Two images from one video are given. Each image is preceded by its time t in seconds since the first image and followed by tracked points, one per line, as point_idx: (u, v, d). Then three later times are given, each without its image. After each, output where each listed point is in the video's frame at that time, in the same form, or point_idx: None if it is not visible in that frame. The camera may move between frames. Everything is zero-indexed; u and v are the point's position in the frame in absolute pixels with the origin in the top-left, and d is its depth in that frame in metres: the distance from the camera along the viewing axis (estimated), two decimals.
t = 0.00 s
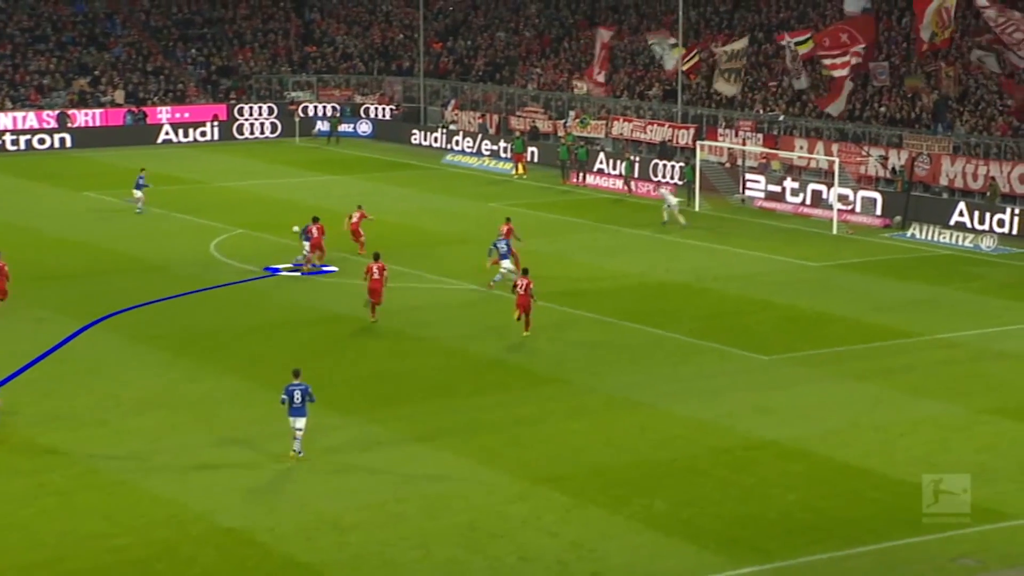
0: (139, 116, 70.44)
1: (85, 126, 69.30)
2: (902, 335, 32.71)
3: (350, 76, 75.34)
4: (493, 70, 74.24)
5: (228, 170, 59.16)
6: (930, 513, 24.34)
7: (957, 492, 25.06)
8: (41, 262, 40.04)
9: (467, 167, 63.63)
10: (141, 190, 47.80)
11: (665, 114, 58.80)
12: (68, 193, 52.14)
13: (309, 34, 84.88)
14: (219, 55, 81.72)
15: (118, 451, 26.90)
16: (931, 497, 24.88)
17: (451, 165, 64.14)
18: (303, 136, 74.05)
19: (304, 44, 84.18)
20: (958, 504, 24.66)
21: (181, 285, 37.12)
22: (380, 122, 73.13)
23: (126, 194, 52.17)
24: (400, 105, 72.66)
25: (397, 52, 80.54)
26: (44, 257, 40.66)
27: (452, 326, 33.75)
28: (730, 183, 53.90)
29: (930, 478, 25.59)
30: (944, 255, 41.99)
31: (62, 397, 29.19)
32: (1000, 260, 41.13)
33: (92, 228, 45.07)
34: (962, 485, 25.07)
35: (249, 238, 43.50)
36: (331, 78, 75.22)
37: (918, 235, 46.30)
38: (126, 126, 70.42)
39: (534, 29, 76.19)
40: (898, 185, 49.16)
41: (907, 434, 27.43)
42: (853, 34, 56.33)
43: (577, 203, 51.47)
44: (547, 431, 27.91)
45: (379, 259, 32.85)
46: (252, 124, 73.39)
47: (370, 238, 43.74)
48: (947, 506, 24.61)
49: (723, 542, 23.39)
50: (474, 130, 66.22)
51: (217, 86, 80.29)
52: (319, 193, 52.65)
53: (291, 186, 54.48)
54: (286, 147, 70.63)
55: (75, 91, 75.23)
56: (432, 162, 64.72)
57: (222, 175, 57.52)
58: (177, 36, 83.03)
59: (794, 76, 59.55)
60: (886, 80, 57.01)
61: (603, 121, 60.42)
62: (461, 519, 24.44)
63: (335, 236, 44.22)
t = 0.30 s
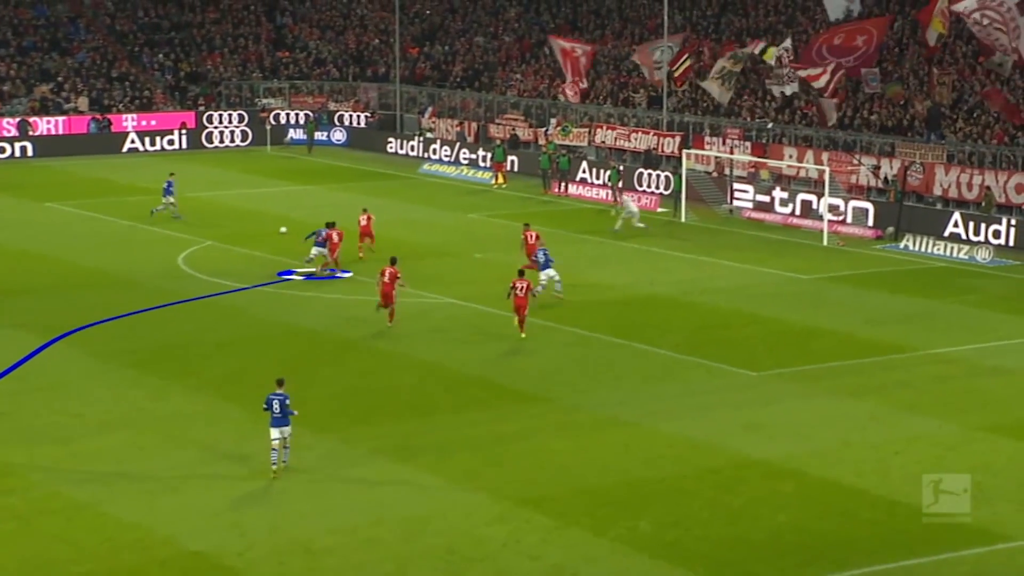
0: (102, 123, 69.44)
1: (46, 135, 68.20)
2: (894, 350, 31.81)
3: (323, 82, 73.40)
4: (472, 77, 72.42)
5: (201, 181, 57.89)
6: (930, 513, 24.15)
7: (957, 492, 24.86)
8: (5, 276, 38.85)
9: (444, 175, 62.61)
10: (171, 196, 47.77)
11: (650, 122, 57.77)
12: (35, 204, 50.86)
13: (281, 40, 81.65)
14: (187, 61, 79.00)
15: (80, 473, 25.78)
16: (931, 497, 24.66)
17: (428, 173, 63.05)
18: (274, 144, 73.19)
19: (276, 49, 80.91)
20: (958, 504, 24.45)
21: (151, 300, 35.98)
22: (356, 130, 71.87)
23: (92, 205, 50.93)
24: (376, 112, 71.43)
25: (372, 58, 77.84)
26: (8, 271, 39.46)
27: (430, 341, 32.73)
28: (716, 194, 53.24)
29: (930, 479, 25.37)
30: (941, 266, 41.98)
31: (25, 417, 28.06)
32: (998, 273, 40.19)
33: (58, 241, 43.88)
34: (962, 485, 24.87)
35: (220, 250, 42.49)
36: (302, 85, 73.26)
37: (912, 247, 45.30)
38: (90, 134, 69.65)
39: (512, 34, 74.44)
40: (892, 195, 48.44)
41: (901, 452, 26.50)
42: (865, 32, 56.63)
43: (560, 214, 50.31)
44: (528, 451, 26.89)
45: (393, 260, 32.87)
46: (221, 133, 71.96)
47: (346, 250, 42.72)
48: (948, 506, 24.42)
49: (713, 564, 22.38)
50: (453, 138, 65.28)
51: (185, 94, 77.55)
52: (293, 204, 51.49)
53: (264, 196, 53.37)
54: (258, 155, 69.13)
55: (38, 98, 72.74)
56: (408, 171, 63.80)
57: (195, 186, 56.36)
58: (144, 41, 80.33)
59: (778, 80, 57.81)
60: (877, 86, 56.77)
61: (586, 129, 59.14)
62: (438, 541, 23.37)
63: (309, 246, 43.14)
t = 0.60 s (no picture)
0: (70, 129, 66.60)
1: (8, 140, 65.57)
2: (891, 365, 30.82)
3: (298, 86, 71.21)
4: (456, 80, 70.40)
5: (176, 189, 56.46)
6: (930, 513, 23.85)
7: (957, 492, 24.55)
8: None
9: (426, 184, 61.34)
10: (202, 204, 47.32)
11: (639, 127, 56.78)
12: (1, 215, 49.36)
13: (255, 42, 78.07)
14: (158, 64, 75.62)
15: (44, 496, 24.59)
16: (931, 497, 24.37)
17: (409, 182, 61.89)
18: (248, 151, 70.90)
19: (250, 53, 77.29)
20: (958, 504, 24.16)
21: (124, 314, 34.82)
22: (333, 136, 69.67)
23: (59, 215, 49.48)
24: (353, 117, 69.08)
25: (349, 61, 75.17)
26: None
27: (410, 356, 31.64)
28: (708, 203, 51.51)
29: (931, 479, 25.06)
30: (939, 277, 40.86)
31: None
32: (999, 283, 39.31)
33: (25, 253, 42.55)
34: (962, 485, 24.56)
35: (189, 261, 41.26)
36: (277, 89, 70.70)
37: (911, 256, 44.88)
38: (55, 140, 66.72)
39: (498, 36, 73.56)
40: (889, 204, 47.16)
41: (899, 470, 25.50)
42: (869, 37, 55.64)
43: (547, 224, 49.05)
44: (513, 470, 25.81)
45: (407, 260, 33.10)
46: (193, 138, 69.94)
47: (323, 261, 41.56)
48: (948, 506, 24.09)
49: None
50: (434, 144, 63.93)
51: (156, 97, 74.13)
52: (269, 213, 50.20)
53: (239, 206, 52.04)
54: (233, 163, 67.28)
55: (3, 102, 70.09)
56: (389, 179, 62.62)
57: (167, 194, 54.90)
58: (111, 43, 76.13)
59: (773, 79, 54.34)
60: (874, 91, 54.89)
61: (573, 135, 58.20)
62: (419, 564, 22.25)
63: (284, 258, 41.94)
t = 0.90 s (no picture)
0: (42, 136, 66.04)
1: None
2: (898, 381, 29.81)
3: (282, 91, 70.37)
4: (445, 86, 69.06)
5: (160, 199, 55.40)
6: (931, 513, 23.60)
7: (957, 492, 24.36)
8: None
9: (414, 193, 60.54)
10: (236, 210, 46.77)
11: (636, 135, 55.79)
12: None
13: (236, 46, 76.97)
14: (135, 68, 74.39)
15: (13, 518, 23.45)
16: (931, 496, 24.15)
17: (396, 191, 60.88)
18: (230, 159, 69.65)
19: (231, 56, 76.17)
20: (958, 501, 23.99)
21: (106, 329, 33.77)
22: (318, 143, 68.61)
23: (37, 226, 48.40)
24: (339, 124, 68.06)
25: (335, 65, 73.76)
26: None
27: (397, 373, 30.57)
28: (706, 212, 50.38)
29: (930, 479, 24.86)
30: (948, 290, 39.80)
31: None
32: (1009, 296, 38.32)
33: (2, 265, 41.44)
34: (961, 485, 24.38)
35: (170, 274, 40.22)
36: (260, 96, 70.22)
37: (919, 268, 43.99)
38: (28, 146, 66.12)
39: (490, 39, 72.43)
40: (897, 213, 46.52)
41: (907, 491, 24.45)
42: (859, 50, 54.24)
43: (539, 235, 48.04)
44: (505, 490, 24.73)
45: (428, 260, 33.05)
46: (174, 146, 68.65)
47: (309, 273, 40.52)
48: (948, 506, 23.86)
49: None
50: (423, 152, 63.01)
51: (134, 103, 72.67)
52: (254, 224, 49.12)
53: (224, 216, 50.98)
54: (216, 171, 66.15)
55: None
56: (376, 187, 61.67)
57: (149, 204, 53.84)
58: (87, 46, 75.31)
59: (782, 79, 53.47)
60: (879, 96, 54.09)
61: (567, 142, 57.10)
62: None
63: (269, 270, 40.88)
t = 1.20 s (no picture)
0: (25, 145, 64.86)
1: None
2: (911, 398, 28.90)
3: (273, 98, 69.44)
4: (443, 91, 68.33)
5: (150, 209, 54.54)
6: (930, 513, 23.45)
7: (957, 492, 24.23)
8: None
9: (410, 203, 59.82)
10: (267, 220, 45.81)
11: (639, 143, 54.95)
12: None
13: (226, 51, 76.48)
14: (121, 74, 73.19)
15: None
16: (930, 496, 24.02)
17: (392, 202, 60.01)
18: (221, 168, 68.78)
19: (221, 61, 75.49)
20: (959, 501, 23.86)
21: (95, 344, 32.87)
22: (310, 150, 67.68)
23: (24, 237, 47.56)
24: (333, 131, 67.13)
25: (329, 71, 72.84)
26: None
27: (393, 389, 29.70)
28: (712, 221, 49.57)
29: (930, 479, 24.73)
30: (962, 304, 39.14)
31: None
32: None
33: None
34: (962, 485, 24.24)
35: (159, 286, 39.33)
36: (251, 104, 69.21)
37: (933, 282, 43.19)
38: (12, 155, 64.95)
39: (486, 43, 71.46)
40: (910, 223, 45.31)
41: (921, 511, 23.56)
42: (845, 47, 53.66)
43: (538, 246, 47.20)
44: (505, 511, 23.83)
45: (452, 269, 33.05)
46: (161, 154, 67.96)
47: (302, 285, 39.66)
48: (948, 506, 23.71)
49: None
50: (419, 160, 62.10)
51: (120, 109, 71.67)
52: (246, 235, 48.29)
53: (215, 227, 50.16)
54: (207, 180, 65.26)
55: None
56: (372, 197, 60.82)
57: (140, 215, 53.00)
58: (71, 51, 74.43)
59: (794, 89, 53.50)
60: (892, 103, 53.56)
61: (569, 150, 56.32)
62: None
63: (261, 282, 40.02)
